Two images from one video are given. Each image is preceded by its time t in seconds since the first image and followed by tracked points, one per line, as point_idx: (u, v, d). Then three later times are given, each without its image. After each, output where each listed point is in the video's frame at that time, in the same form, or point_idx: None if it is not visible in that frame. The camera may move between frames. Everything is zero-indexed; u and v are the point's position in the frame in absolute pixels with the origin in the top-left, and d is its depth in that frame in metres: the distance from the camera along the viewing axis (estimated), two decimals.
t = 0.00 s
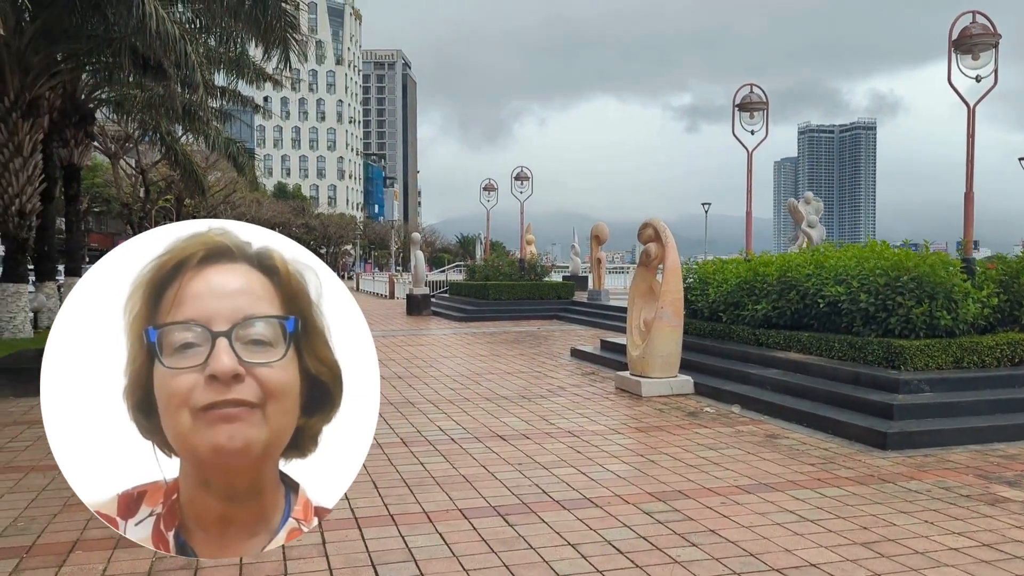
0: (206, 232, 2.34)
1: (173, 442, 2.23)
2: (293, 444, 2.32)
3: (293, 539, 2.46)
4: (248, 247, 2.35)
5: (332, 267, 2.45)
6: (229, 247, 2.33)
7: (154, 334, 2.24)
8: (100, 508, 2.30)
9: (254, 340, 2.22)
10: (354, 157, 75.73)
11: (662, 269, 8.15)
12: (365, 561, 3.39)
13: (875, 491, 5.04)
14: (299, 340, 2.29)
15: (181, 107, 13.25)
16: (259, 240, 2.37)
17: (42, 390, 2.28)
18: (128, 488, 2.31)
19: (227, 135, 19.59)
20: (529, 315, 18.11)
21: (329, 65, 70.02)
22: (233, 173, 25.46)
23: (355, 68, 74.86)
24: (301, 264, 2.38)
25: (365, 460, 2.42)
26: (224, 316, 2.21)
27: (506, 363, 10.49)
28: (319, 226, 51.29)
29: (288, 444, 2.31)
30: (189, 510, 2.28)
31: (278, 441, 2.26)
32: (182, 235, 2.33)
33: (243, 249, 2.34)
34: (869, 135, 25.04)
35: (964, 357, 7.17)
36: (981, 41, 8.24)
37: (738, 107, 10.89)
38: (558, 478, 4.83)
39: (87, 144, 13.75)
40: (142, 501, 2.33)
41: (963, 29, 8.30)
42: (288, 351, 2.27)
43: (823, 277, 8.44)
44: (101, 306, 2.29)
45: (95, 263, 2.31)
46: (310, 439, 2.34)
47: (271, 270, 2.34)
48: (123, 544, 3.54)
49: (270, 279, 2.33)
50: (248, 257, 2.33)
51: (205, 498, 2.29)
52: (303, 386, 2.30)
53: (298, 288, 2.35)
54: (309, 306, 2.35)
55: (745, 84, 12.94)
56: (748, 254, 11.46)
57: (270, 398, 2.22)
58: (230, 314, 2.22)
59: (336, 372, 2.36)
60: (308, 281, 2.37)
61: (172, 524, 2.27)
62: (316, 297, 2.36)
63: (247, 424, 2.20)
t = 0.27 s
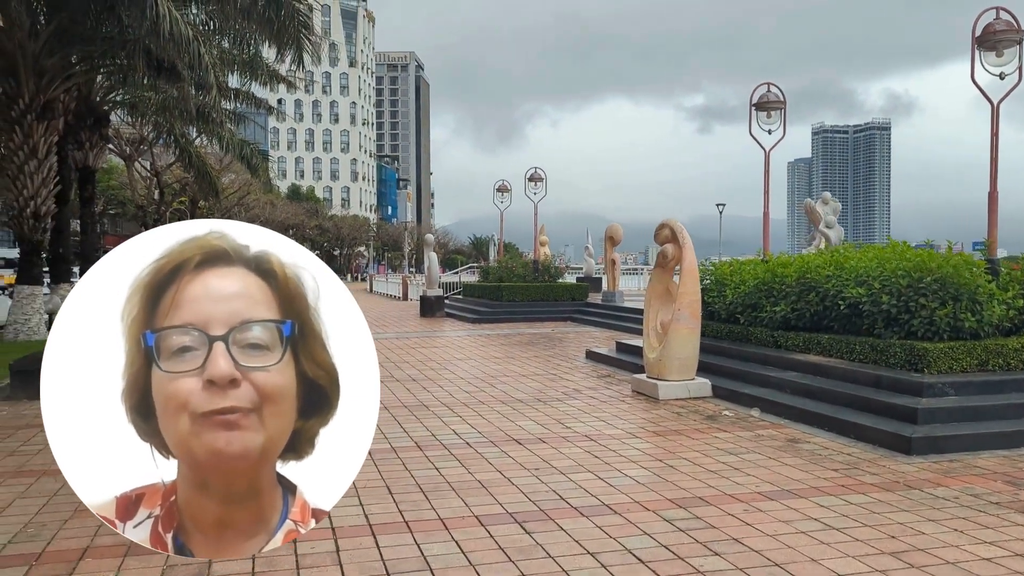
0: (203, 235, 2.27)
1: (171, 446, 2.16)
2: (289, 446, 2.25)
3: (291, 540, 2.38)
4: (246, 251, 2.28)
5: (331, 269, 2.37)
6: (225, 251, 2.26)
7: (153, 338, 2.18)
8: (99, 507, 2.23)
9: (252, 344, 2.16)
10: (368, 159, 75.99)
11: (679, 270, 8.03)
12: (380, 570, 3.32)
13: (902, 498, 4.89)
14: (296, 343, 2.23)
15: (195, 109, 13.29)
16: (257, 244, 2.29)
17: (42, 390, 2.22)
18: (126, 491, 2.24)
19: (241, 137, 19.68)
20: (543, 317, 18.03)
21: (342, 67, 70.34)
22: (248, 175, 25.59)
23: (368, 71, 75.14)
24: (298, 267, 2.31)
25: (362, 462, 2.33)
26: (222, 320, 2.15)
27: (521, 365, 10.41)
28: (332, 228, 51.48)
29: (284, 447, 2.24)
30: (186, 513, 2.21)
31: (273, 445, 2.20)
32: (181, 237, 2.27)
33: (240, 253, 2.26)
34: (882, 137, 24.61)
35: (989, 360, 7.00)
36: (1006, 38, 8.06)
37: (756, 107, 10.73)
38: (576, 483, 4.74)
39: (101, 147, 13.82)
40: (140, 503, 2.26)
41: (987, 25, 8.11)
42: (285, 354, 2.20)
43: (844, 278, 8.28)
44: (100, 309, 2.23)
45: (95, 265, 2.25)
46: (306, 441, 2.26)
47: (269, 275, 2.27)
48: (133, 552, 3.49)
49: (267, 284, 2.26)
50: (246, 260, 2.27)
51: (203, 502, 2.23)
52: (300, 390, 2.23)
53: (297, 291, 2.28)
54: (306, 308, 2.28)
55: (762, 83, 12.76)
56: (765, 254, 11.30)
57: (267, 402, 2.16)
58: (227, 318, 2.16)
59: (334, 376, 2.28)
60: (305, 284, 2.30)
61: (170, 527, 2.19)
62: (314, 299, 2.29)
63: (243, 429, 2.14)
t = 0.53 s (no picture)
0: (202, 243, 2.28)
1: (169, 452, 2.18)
2: (288, 449, 2.26)
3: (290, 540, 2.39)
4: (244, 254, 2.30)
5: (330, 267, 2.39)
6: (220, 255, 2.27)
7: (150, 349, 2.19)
8: (99, 507, 2.25)
9: (250, 354, 2.17)
10: (380, 161, 76.17)
11: (696, 272, 7.92)
12: None
13: (929, 505, 4.72)
14: (295, 351, 2.24)
15: (207, 111, 13.34)
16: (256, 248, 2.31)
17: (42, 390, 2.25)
18: (125, 493, 2.26)
19: (254, 139, 19.75)
20: (556, 319, 17.94)
21: (354, 69, 70.59)
22: (261, 177, 25.70)
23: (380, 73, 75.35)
24: (297, 271, 2.32)
25: (361, 466, 2.32)
26: (221, 330, 2.16)
27: (535, 368, 10.31)
28: (344, 230, 51.60)
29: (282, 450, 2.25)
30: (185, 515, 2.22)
31: (271, 453, 2.21)
32: (179, 244, 2.29)
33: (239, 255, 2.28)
34: (895, 136, 24.27)
35: (1014, 363, 6.84)
36: None
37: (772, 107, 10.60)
38: (594, 490, 4.65)
39: (115, 150, 13.89)
40: (140, 505, 2.27)
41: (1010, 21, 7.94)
42: (283, 363, 2.21)
43: (864, 280, 8.13)
44: (98, 311, 2.25)
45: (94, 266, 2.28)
46: (305, 444, 2.27)
47: (266, 280, 2.29)
48: (145, 559, 3.44)
49: (265, 289, 2.28)
50: (244, 267, 2.27)
51: (202, 507, 2.24)
52: (298, 397, 2.24)
53: (295, 297, 2.30)
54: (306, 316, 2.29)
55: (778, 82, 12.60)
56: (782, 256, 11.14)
57: (266, 410, 2.18)
58: (224, 328, 2.16)
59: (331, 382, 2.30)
60: (303, 287, 2.32)
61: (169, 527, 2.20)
62: (311, 304, 2.31)
63: (241, 438, 2.16)
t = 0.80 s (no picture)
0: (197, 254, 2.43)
1: (168, 457, 2.35)
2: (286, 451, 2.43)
3: (288, 540, 2.55)
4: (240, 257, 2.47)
5: (331, 265, 2.57)
6: (217, 259, 2.44)
7: (147, 360, 2.35)
8: (99, 506, 2.43)
9: (248, 366, 2.33)
10: (390, 161, 76.25)
11: (712, 272, 7.80)
12: None
13: (956, 511, 4.57)
14: (293, 358, 2.41)
15: (218, 112, 13.37)
16: (259, 246, 2.49)
17: (42, 389, 2.44)
18: (125, 493, 2.43)
19: (265, 139, 19.76)
20: (568, 319, 17.82)
21: (365, 69, 70.70)
22: (272, 177, 25.74)
23: (391, 73, 75.43)
24: (297, 274, 2.49)
25: (362, 465, 2.49)
26: (218, 344, 2.31)
27: (548, 369, 10.21)
28: (356, 229, 51.61)
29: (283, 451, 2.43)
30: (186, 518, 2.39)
31: (271, 458, 2.38)
32: (175, 255, 2.44)
33: (239, 256, 2.46)
34: (909, 134, 23.89)
35: None
36: None
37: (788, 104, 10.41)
38: (611, 494, 4.55)
39: (127, 150, 13.92)
40: (139, 506, 2.45)
41: None
42: (282, 371, 2.38)
43: (883, 280, 7.97)
44: (95, 314, 2.43)
45: (91, 269, 2.45)
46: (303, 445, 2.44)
47: (263, 283, 2.45)
48: (155, 566, 3.38)
49: (261, 293, 2.45)
50: (239, 275, 2.43)
51: (202, 508, 2.41)
52: (297, 401, 2.41)
53: (292, 301, 2.47)
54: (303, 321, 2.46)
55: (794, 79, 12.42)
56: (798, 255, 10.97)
57: (266, 417, 2.35)
58: (222, 339, 2.31)
59: (329, 384, 2.47)
60: (300, 287, 2.49)
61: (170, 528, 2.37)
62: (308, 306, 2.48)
63: (241, 444, 2.33)
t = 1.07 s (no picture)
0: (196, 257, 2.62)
1: (168, 454, 2.52)
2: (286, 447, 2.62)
3: (288, 540, 2.74)
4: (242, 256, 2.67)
5: (331, 265, 2.78)
6: (219, 258, 2.63)
7: (148, 358, 2.54)
8: (98, 503, 2.61)
9: (249, 368, 2.51)
10: (401, 161, 76.36)
11: (729, 271, 7.69)
12: None
13: (985, 515, 4.44)
14: (294, 359, 2.61)
15: (230, 112, 13.44)
16: (260, 247, 2.70)
17: (43, 388, 2.62)
18: (124, 491, 2.61)
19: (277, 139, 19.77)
20: (581, 319, 17.72)
21: (376, 69, 70.81)
22: (284, 178, 25.78)
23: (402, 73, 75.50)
24: (297, 273, 2.70)
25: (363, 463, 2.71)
26: (219, 348, 2.49)
27: (561, 369, 10.12)
28: (367, 229, 51.65)
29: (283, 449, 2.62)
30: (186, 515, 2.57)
31: (270, 456, 2.57)
32: (173, 258, 2.62)
33: (241, 257, 2.66)
34: (922, 132, 23.57)
35: None
36: None
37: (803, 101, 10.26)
38: (629, 498, 4.46)
39: (139, 151, 13.95)
40: (138, 503, 2.62)
41: None
42: (283, 373, 2.58)
43: (903, 278, 7.82)
44: (94, 315, 2.62)
45: (90, 269, 2.62)
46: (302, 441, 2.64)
47: (264, 283, 2.65)
48: (168, 570, 3.34)
49: (263, 293, 2.65)
50: (238, 278, 2.62)
51: (201, 504, 2.60)
52: (295, 399, 2.61)
53: (293, 301, 2.67)
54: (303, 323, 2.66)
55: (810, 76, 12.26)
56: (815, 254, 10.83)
57: (266, 417, 2.54)
58: (223, 339, 2.50)
59: (329, 384, 2.69)
60: (302, 286, 2.70)
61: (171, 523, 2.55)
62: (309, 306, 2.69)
63: (243, 444, 2.52)
